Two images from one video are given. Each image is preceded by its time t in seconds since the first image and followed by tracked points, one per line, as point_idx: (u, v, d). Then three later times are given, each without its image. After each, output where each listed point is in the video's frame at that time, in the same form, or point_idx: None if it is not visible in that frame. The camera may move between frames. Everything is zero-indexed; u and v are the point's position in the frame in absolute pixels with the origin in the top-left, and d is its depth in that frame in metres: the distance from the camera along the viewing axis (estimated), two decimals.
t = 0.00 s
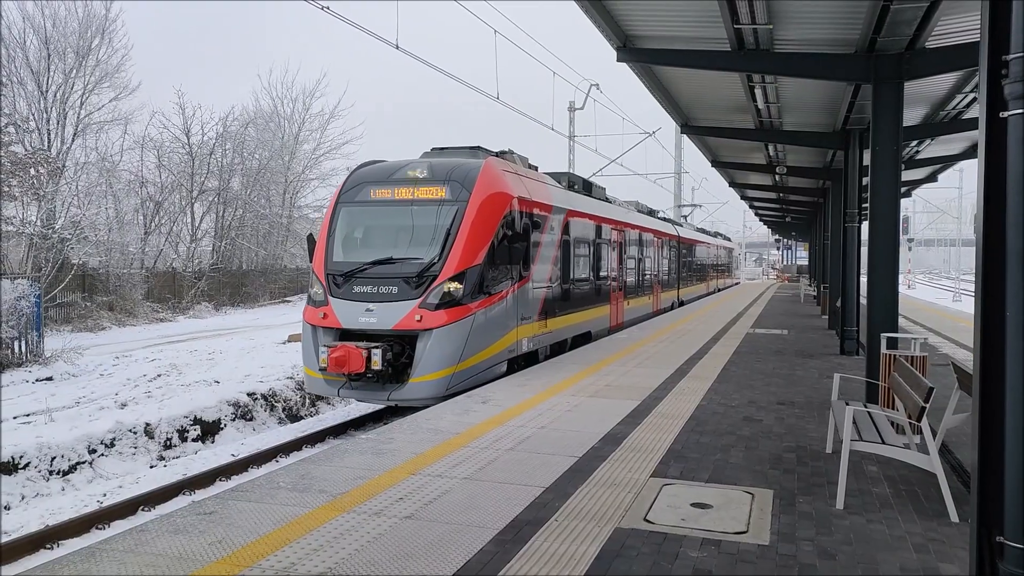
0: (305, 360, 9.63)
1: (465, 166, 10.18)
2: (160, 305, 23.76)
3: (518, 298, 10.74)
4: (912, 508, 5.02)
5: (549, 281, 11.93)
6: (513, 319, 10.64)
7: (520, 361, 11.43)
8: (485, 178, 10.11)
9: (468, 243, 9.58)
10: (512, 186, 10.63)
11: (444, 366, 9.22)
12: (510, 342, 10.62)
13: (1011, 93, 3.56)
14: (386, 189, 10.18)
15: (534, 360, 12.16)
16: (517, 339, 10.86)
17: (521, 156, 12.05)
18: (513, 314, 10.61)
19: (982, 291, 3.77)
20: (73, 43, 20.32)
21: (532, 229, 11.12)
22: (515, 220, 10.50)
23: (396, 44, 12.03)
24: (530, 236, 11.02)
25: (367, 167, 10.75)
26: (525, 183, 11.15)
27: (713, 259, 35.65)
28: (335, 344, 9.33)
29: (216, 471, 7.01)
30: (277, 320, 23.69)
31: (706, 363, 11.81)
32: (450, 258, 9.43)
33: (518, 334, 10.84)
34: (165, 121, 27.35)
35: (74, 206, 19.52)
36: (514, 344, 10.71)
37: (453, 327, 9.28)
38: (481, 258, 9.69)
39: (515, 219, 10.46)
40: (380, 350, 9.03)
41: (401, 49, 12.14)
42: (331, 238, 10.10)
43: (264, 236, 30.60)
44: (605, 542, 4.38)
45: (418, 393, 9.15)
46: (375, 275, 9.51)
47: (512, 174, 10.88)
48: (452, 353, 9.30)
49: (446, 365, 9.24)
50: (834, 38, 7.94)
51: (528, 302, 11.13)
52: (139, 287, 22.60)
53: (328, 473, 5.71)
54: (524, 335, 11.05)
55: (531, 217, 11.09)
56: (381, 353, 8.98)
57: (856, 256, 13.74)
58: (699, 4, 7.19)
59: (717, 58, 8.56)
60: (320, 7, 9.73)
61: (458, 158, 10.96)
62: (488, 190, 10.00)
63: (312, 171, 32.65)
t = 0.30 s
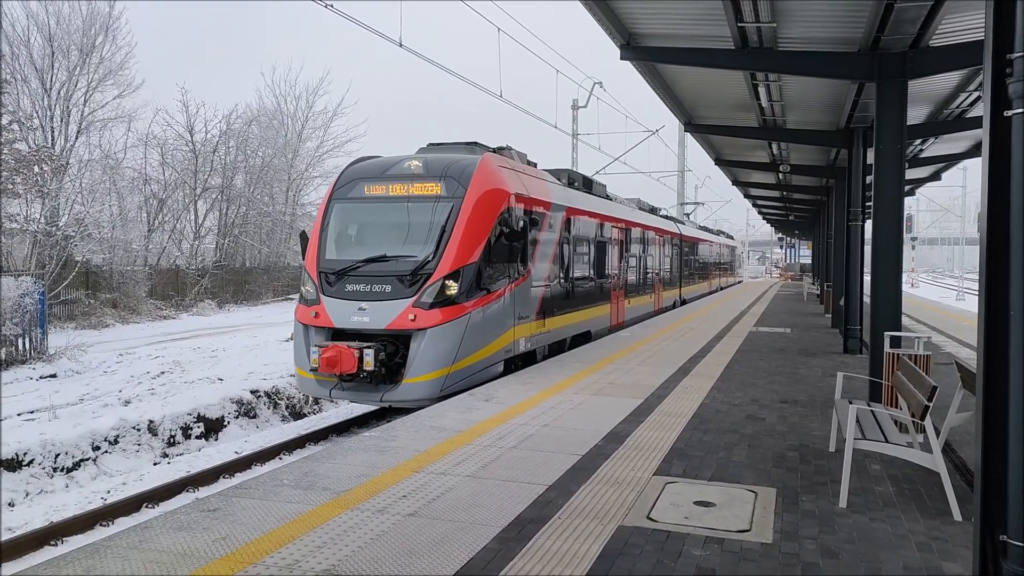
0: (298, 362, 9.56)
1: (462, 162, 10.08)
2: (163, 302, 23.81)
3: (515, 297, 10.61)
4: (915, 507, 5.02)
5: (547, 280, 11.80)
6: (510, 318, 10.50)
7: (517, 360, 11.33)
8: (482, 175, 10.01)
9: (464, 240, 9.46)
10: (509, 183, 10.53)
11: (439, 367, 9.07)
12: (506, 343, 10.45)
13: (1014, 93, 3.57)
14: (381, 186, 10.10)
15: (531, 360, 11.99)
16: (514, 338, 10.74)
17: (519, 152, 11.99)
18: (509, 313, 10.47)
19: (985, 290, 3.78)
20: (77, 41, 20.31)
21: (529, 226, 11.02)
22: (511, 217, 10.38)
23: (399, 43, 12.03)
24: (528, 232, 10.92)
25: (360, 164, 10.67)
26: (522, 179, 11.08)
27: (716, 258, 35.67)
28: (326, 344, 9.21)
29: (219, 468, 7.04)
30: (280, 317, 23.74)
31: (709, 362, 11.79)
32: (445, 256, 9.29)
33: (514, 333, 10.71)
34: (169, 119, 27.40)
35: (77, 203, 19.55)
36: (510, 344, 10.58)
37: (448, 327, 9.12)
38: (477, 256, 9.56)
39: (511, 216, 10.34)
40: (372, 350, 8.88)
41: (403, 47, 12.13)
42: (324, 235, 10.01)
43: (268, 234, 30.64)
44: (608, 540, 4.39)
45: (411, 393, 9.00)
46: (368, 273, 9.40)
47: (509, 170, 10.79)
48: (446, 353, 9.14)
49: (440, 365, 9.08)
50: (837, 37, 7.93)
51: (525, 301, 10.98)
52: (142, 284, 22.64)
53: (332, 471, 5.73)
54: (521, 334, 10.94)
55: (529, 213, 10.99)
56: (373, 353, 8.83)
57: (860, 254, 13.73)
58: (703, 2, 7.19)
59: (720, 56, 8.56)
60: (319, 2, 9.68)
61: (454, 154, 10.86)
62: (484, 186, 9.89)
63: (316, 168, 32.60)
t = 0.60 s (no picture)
0: (289, 364, 9.29)
1: (460, 158, 9.76)
2: (172, 301, 23.90)
3: (514, 298, 10.29)
4: (923, 507, 5.01)
5: (549, 281, 11.52)
6: (510, 319, 10.21)
7: (518, 364, 10.99)
8: (481, 171, 9.68)
9: (462, 239, 9.14)
10: (510, 180, 10.19)
11: (434, 370, 8.81)
12: (506, 345, 10.16)
13: None
14: (376, 183, 9.79)
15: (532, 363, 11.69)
16: (514, 340, 10.43)
17: (521, 150, 11.75)
18: (509, 314, 10.16)
19: (995, 289, 3.77)
20: (86, 40, 20.39)
21: (530, 224, 10.68)
22: (511, 215, 10.04)
23: (406, 43, 12.02)
24: (529, 231, 10.60)
25: (357, 159, 10.36)
26: (523, 177, 10.78)
27: (724, 257, 35.62)
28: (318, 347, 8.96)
29: (228, 465, 7.11)
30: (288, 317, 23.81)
31: (717, 362, 11.78)
32: (441, 255, 8.99)
33: (515, 335, 10.41)
34: (178, 118, 27.54)
35: (86, 202, 19.70)
36: (510, 346, 10.27)
37: (444, 329, 8.84)
38: (475, 255, 9.25)
39: (511, 215, 10.02)
40: (365, 353, 8.64)
41: (412, 46, 12.12)
42: (318, 233, 9.74)
43: (276, 233, 30.55)
44: (615, 539, 4.40)
45: (406, 398, 8.76)
46: (362, 273, 9.13)
47: (510, 167, 10.46)
48: (442, 356, 8.88)
49: (436, 369, 8.81)
50: (847, 36, 7.92)
51: (526, 302, 10.70)
52: (151, 283, 22.73)
53: (340, 470, 5.75)
54: (521, 337, 10.61)
55: (530, 212, 10.66)
56: (366, 357, 8.58)
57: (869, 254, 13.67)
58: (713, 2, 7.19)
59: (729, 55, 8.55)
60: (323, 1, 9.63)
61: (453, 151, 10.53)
62: (483, 184, 9.55)
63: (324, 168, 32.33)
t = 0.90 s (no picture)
0: (277, 367, 8.79)
1: (455, 153, 9.33)
2: (181, 300, 24.00)
3: (510, 299, 9.86)
4: (933, 508, 4.97)
5: (548, 280, 11.13)
6: (506, 321, 9.78)
7: (514, 366, 10.55)
8: (477, 167, 9.26)
9: (457, 237, 8.71)
10: (506, 176, 9.78)
11: (427, 373, 8.32)
12: (501, 347, 9.72)
13: None
14: (368, 179, 9.35)
15: (530, 365, 11.28)
16: (511, 342, 10.00)
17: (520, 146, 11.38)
18: (504, 315, 9.73)
19: (1006, 288, 3.74)
20: (95, 40, 20.17)
21: (528, 223, 10.29)
22: (508, 213, 9.64)
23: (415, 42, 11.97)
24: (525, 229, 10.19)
25: (349, 155, 9.92)
26: (521, 173, 10.35)
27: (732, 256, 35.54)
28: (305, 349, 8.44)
29: (238, 463, 7.16)
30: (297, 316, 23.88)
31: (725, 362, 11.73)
32: (434, 254, 8.55)
33: (511, 337, 9.98)
34: (187, 118, 27.66)
35: (97, 202, 19.82)
36: (506, 348, 9.84)
37: (438, 331, 8.39)
38: (469, 254, 8.83)
39: (507, 213, 9.60)
40: (354, 355, 8.10)
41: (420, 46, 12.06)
42: (308, 232, 9.29)
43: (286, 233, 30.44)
44: (623, 539, 4.39)
45: (397, 403, 8.25)
46: (353, 273, 8.69)
47: (507, 163, 10.04)
48: (435, 359, 8.41)
49: (428, 372, 8.34)
50: (857, 35, 7.87)
51: (523, 303, 10.30)
52: (160, 283, 22.83)
53: (347, 468, 5.75)
54: (518, 338, 10.19)
55: (528, 210, 10.26)
56: (354, 360, 8.04)
57: (879, 254, 13.59)
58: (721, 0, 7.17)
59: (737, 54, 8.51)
60: None
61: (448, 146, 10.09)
62: (478, 180, 9.15)
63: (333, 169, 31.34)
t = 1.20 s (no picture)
0: (262, 371, 8.45)
1: (448, 150, 8.97)
2: (191, 300, 24.08)
3: (507, 300, 9.50)
4: (945, 510, 4.93)
5: (547, 282, 10.80)
6: (502, 323, 9.42)
7: (512, 370, 10.18)
8: (470, 163, 8.89)
9: (449, 236, 8.33)
10: (502, 172, 9.41)
11: (416, 379, 7.96)
12: (498, 351, 9.36)
13: None
14: (358, 176, 9.00)
15: (528, 369, 10.92)
16: (508, 346, 9.64)
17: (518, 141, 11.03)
18: (500, 317, 9.36)
19: (1018, 287, 3.69)
20: (107, 42, 20.58)
21: (524, 221, 9.93)
22: (503, 211, 9.27)
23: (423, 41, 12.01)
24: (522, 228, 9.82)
25: (340, 151, 9.58)
26: (518, 170, 9.98)
27: (740, 257, 35.45)
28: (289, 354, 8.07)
29: (247, 463, 7.22)
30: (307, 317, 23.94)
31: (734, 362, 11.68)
32: (425, 254, 8.17)
33: (508, 340, 9.61)
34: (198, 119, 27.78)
35: (108, 203, 19.95)
36: (503, 352, 9.47)
37: (429, 334, 8.02)
38: (462, 254, 8.44)
39: (502, 210, 9.22)
40: (339, 361, 7.72)
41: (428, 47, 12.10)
42: (295, 231, 8.95)
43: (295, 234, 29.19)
44: (631, 540, 4.37)
45: (385, 410, 7.91)
46: (340, 274, 8.33)
47: (503, 160, 9.67)
48: (426, 364, 8.05)
49: (419, 378, 7.98)
50: (869, 33, 7.83)
51: (521, 305, 9.94)
52: (171, 283, 22.87)
53: (356, 468, 5.76)
54: (516, 342, 9.84)
55: (524, 207, 9.90)
56: (339, 365, 7.66)
57: (890, 253, 13.49)
58: None
59: (747, 53, 8.48)
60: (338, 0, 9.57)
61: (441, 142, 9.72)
62: (472, 176, 8.77)
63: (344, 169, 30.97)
